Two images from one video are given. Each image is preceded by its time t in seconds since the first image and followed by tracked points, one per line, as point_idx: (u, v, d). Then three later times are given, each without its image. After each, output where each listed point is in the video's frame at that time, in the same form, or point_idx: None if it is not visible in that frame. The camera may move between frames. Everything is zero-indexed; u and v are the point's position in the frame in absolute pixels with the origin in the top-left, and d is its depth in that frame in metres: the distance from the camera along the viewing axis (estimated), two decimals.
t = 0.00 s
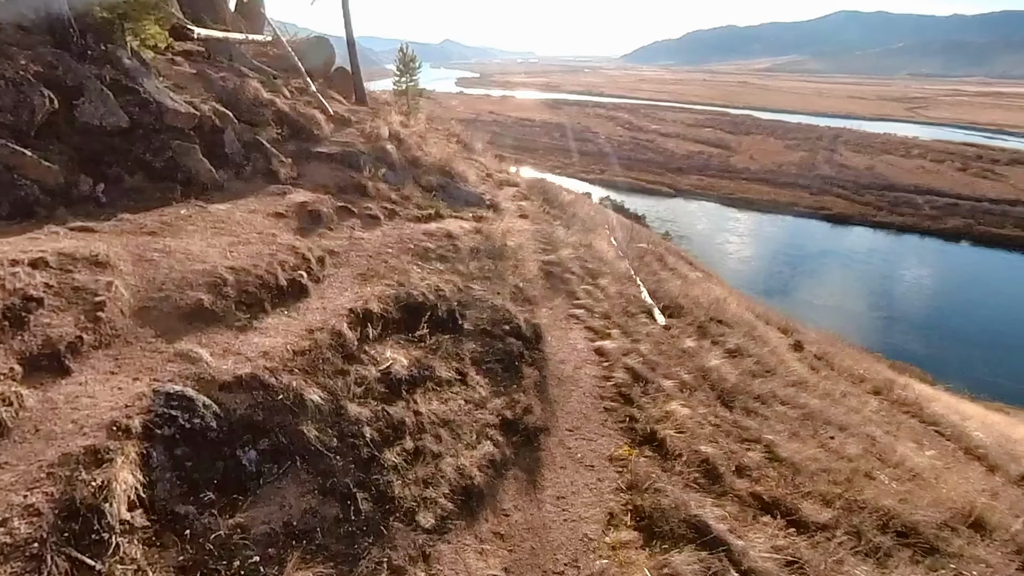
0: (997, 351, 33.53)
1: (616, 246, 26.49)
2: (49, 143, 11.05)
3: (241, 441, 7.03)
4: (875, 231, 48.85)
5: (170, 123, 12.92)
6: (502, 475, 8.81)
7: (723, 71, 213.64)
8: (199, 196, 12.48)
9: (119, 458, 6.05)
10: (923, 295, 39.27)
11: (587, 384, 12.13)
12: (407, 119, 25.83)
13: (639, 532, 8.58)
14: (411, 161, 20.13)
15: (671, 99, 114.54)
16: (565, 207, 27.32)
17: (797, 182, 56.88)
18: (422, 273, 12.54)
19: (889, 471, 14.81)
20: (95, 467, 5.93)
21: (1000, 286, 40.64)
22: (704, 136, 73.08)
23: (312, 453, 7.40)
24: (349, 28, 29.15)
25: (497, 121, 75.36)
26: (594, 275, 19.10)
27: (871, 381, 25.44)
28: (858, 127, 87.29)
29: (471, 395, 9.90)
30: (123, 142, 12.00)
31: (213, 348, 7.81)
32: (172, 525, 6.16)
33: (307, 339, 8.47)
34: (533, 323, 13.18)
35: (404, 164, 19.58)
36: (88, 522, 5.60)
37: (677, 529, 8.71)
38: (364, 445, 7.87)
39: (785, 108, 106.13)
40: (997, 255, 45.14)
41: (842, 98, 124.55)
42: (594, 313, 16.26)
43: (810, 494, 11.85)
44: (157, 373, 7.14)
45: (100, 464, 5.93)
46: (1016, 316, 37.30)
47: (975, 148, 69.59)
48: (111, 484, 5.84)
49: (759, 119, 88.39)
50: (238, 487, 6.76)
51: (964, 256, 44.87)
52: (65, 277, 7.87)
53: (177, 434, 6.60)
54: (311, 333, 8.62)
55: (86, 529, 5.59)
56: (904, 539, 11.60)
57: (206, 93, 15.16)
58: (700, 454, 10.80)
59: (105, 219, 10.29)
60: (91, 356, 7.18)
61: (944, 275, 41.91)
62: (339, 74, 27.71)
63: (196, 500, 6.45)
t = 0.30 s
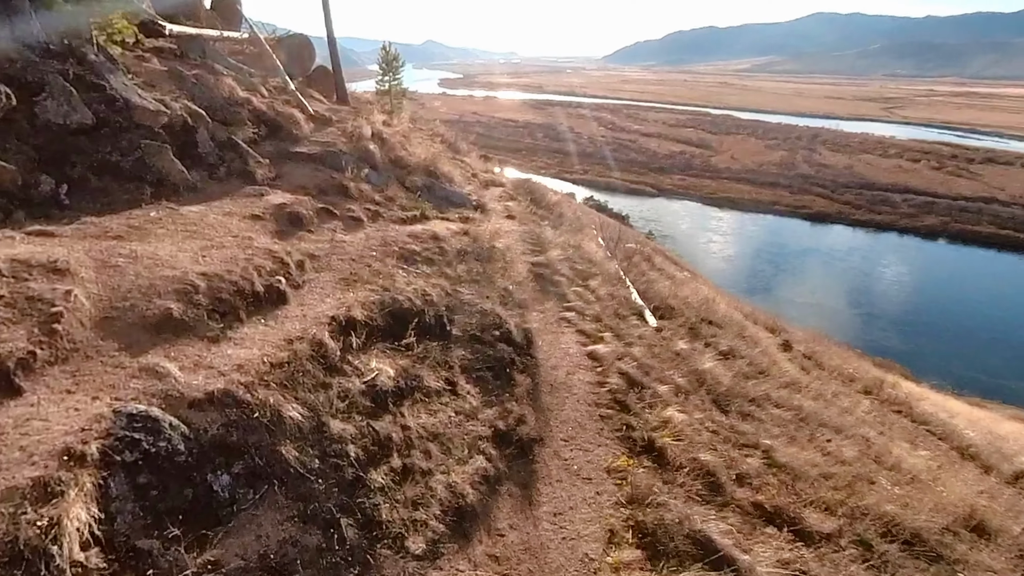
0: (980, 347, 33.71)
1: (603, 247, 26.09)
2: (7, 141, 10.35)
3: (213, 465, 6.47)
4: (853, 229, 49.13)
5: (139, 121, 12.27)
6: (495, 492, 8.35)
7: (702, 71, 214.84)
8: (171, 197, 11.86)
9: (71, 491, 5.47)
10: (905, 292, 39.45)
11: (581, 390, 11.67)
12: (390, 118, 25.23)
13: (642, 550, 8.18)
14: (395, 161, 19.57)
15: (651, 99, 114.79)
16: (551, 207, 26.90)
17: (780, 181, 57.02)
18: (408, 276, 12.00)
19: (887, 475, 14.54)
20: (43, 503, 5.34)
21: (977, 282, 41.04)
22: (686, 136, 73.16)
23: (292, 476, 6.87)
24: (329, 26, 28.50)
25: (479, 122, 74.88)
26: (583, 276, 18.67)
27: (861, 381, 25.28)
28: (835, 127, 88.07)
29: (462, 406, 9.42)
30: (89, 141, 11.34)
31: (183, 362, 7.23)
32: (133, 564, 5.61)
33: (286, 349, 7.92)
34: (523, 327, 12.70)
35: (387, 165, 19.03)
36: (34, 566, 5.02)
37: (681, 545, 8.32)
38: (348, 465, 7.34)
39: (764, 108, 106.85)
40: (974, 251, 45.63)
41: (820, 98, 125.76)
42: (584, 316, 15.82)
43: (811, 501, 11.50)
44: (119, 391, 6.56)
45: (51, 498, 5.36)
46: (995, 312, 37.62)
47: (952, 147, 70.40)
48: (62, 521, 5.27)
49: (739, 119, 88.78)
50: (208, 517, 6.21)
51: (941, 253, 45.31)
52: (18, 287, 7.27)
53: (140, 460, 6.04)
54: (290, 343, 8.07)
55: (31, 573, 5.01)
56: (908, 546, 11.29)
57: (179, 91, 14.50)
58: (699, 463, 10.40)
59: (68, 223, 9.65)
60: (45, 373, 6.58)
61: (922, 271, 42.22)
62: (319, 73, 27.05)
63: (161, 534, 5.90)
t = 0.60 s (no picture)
0: (961, 343, 33.90)
1: (590, 249, 25.75)
2: None
3: (183, 499, 5.99)
4: (833, 228, 49.42)
5: (107, 125, 11.72)
6: (487, 516, 7.98)
7: (683, 72, 215.96)
8: (141, 205, 11.32)
9: (19, 540, 4.98)
10: (886, 289, 39.65)
11: (572, 402, 11.28)
12: (372, 120, 24.71)
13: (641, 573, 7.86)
14: (377, 164, 19.08)
15: (633, 99, 114.92)
16: (537, 209, 26.52)
17: (762, 181, 57.15)
18: (393, 285, 11.57)
19: (881, 480, 14.36)
20: None
21: (956, 279, 41.41)
22: (668, 136, 73.19)
23: (270, 507, 6.43)
24: (309, 26, 27.89)
25: (461, 123, 74.35)
26: (571, 281, 18.32)
27: (849, 381, 25.18)
28: (814, 126, 88.70)
29: (451, 422, 9.02)
30: (53, 147, 10.77)
31: (149, 386, 6.73)
32: None
33: (263, 369, 7.46)
34: (513, 336, 12.32)
35: (369, 168, 18.52)
36: None
37: (682, 567, 7.99)
38: (330, 494, 6.91)
39: (743, 108, 107.43)
40: (951, 248, 46.10)
41: (799, 98, 126.87)
42: (574, 322, 15.45)
43: (809, 513, 11.21)
44: (78, 421, 6.07)
45: None
46: (973, 308, 37.95)
47: (929, 146, 71.18)
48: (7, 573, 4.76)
49: (721, 119, 89.10)
50: (177, 559, 5.73)
51: (919, 250, 45.70)
52: None
53: (99, 498, 5.55)
54: (266, 362, 7.61)
55: None
56: (907, 556, 11.03)
57: (150, 93, 13.92)
58: (696, 476, 10.07)
59: (28, 234, 9.11)
60: None
61: (902, 268, 42.54)
62: (298, 73, 26.41)
63: None
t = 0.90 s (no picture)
0: (942, 340, 34.11)
1: (577, 249, 25.41)
2: None
3: (148, 529, 5.50)
4: (814, 226, 49.63)
5: (72, 124, 11.11)
6: (479, 533, 7.59)
7: (664, 73, 217.13)
8: (109, 206, 10.75)
9: None
10: (868, 286, 39.82)
11: (565, 408, 10.90)
12: (353, 119, 24.16)
13: None
14: (359, 164, 18.56)
15: (615, 99, 115.08)
16: (522, 209, 26.11)
17: (745, 180, 57.28)
18: (377, 290, 11.11)
19: (877, 482, 14.15)
20: None
21: (935, 275, 41.76)
22: (650, 136, 73.20)
23: (246, 535, 5.97)
24: (288, 23, 27.24)
25: (444, 124, 73.79)
26: (560, 282, 17.93)
27: (837, 380, 25.09)
28: (793, 126, 89.34)
29: (440, 433, 8.61)
30: (13, 146, 10.15)
31: (112, 404, 6.22)
32: None
33: (238, 382, 6.98)
34: (502, 340, 11.91)
35: (351, 168, 18.00)
36: None
37: None
38: (312, 517, 6.49)
39: (723, 108, 107.99)
40: (930, 245, 46.51)
41: (779, 98, 127.97)
42: (564, 325, 15.07)
43: (808, 519, 10.93)
44: (32, 444, 5.54)
45: None
46: (953, 303, 38.27)
47: (907, 145, 71.99)
48: None
49: (702, 119, 89.40)
50: None
51: (899, 247, 46.05)
52: None
53: (53, 531, 5.04)
54: (242, 374, 7.14)
55: None
56: (909, 561, 10.79)
57: (122, 90, 13.31)
58: (695, 484, 9.74)
59: None
60: None
61: (882, 265, 42.82)
62: (277, 72, 25.79)
63: None
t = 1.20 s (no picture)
0: (922, 336, 34.35)
1: (561, 251, 25.13)
2: None
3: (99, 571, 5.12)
4: (794, 224, 49.91)
5: (29, 127, 10.60)
6: (461, 557, 7.27)
7: (645, 73, 218.18)
8: (71, 215, 10.25)
9: None
10: (848, 283, 40.06)
11: (551, 419, 10.58)
12: (332, 121, 23.67)
13: None
14: (338, 167, 18.11)
15: (597, 100, 115.23)
16: (505, 212, 25.79)
17: (727, 179, 57.45)
18: (357, 299, 10.73)
19: (865, 487, 14.03)
20: None
21: (913, 272, 42.14)
22: (631, 136, 73.26)
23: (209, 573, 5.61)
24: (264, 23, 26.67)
25: (426, 124, 73.30)
26: (544, 287, 17.64)
27: (821, 380, 25.07)
28: (773, 126, 89.96)
29: (420, 451, 8.27)
30: None
31: (62, 433, 5.83)
32: None
33: (203, 406, 6.63)
34: (486, 349, 11.57)
35: (329, 171, 17.55)
36: None
37: None
38: (281, 550, 6.14)
39: (703, 108, 108.52)
40: (908, 242, 46.93)
41: (758, 98, 129.04)
42: (549, 331, 14.77)
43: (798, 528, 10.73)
44: None
45: None
46: (930, 299, 38.64)
47: (884, 144, 72.75)
48: None
49: (684, 119, 89.72)
50: None
51: (877, 245, 46.42)
52: None
53: None
54: (207, 397, 6.77)
55: None
56: (901, 570, 10.61)
57: (86, 92, 12.80)
58: (684, 497, 9.49)
59: None
60: None
61: (861, 263, 43.14)
62: (254, 72, 25.23)
63: None
